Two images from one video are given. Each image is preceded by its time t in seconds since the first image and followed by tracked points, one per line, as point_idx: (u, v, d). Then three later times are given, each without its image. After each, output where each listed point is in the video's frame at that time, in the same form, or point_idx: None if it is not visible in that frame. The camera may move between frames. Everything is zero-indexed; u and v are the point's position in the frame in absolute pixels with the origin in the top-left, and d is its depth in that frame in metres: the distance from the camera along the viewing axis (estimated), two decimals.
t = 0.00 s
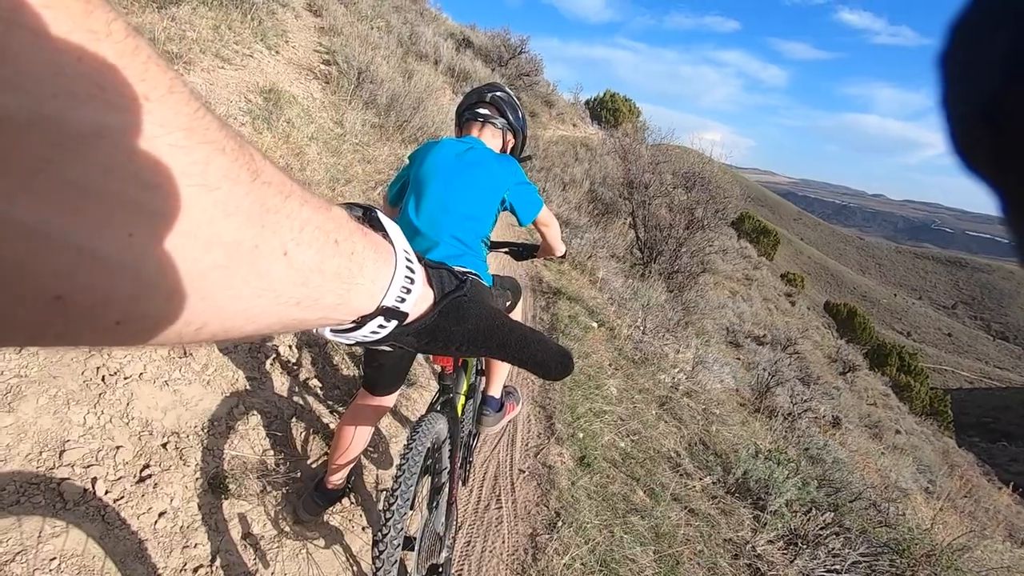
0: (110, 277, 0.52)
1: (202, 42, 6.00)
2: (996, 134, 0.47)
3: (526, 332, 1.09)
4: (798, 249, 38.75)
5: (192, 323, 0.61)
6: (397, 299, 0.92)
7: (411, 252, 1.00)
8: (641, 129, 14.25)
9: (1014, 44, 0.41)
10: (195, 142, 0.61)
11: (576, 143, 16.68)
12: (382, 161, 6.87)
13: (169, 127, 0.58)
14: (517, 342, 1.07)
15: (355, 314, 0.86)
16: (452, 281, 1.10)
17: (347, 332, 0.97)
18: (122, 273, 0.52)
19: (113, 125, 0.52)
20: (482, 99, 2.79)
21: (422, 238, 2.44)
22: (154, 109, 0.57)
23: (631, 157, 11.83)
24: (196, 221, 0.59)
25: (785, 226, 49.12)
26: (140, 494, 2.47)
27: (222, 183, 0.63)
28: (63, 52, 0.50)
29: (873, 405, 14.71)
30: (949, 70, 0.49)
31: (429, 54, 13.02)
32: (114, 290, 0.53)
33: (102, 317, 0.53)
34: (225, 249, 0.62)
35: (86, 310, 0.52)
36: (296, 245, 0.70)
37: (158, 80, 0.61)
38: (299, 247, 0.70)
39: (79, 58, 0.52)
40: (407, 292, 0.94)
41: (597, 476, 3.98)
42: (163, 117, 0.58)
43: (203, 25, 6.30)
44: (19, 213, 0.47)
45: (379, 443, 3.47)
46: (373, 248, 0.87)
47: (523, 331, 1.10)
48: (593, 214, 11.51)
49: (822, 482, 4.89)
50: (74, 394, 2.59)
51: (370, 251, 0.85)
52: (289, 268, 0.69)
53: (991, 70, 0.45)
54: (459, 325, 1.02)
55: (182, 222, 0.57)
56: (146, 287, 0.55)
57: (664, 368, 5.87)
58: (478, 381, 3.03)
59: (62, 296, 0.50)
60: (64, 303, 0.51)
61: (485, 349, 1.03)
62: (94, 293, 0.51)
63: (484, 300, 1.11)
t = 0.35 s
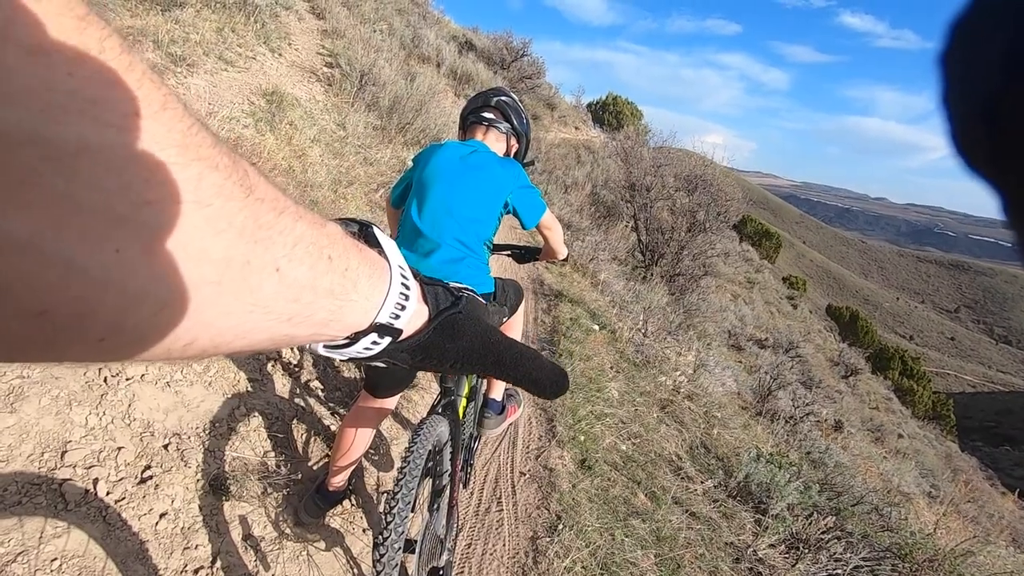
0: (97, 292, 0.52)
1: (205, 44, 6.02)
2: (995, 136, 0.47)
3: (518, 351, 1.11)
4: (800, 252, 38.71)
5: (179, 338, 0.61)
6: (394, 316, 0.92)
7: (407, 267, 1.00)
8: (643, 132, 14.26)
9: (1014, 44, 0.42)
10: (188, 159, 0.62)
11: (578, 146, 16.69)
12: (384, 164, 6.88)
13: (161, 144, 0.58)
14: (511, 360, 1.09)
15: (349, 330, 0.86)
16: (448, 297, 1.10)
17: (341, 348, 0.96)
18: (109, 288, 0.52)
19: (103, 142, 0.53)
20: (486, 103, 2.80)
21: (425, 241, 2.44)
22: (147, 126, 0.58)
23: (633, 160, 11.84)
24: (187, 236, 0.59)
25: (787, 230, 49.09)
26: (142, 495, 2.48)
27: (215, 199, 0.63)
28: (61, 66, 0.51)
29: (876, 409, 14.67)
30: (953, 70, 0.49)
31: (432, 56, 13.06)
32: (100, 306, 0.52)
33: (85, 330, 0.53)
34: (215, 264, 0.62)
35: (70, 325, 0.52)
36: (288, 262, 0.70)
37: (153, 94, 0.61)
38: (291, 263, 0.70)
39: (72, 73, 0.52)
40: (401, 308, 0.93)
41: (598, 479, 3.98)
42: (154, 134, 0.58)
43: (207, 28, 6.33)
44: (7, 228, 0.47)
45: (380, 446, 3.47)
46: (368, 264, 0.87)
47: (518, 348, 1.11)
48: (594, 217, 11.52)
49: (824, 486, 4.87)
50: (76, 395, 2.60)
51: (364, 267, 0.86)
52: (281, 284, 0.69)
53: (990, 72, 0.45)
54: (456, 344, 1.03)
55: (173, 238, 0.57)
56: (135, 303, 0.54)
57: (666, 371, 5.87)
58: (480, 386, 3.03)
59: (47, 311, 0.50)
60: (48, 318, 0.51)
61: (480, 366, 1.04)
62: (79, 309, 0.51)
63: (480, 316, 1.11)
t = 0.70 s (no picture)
0: (99, 280, 0.51)
1: (207, 47, 6.03)
2: (1003, 134, 0.47)
3: (521, 344, 1.10)
4: (801, 256, 38.73)
5: (182, 329, 0.60)
6: (394, 308, 0.92)
7: (407, 260, 1.00)
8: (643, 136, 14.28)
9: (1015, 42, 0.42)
10: (189, 149, 0.62)
11: (578, 149, 16.70)
12: (384, 167, 6.88)
13: (163, 134, 0.58)
14: (512, 354, 1.08)
15: (350, 322, 0.86)
16: (449, 290, 1.09)
17: (343, 339, 0.96)
18: (111, 278, 0.52)
19: (105, 131, 0.52)
20: (486, 106, 2.80)
21: (424, 243, 2.44)
22: (148, 115, 0.57)
23: (634, 164, 11.85)
24: (188, 227, 0.58)
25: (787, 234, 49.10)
26: (141, 498, 2.47)
27: (216, 189, 0.63)
28: (61, 57, 0.51)
29: (876, 413, 14.65)
30: (956, 71, 0.49)
31: (432, 60, 13.08)
32: (103, 295, 0.52)
33: (88, 321, 0.52)
34: (216, 255, 0.61)
35: (73, 315, 0.51)
36: (290, 253, 0.70)
37: (153, 85, 0.61)
38: (292, 255, 0.70)
39: (74, 64, 0.52)
40: (402, 300, 0.93)
41: (598, 483, 3.97)
42: (157, 123, 0.58)
43: (208, 31, 6.34)
44: (9, 217, 0.47)
45: (379, 449, 3.47)
46: (369, 256, 0.87)
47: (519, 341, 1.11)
48: (595, 220, 11.52)
49: (825, 490, 4.86)
50: (75, 397, 2.59)
51: (365, 259, 0.85)
52: (283, 275, 0.69)
53: (996, 69, 0.45)
54: (457, 336, 1.02)
55: (177, 229, 0.57)
56: (137, 293, 0.54)
57: (666, 374, 5.86)
58: (480, 387, 3.03)
59: (49, 302, 0.50)
60: (51, 308, 0.50)
61: (481, 358, 1.04)
62: (81, 299, 0.51)
63: (481, 309, 1.11)
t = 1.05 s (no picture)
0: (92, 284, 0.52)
1: (208, 50, 6.03)
2: (999, 135, 0.48)
3: (517, 348, 1.11)
4: (800, 259, 38.77)
5: (177, 333, 0.61)
6: (391, 312, 0.92)
7: (404, 263, 1.00)
8: (643, 139, 14.30)
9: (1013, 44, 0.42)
10: (184, 155, 0.62)
11: (578, 153, 16.73)
12: (384, 170, 6.89)
13: (158, 139, 0.59)
14: (508, 358, 1.08)
15: (346, 326, 0.86)
16: (445, 294, 1.10)
17: (339, 344, 0.96)
18: (105, 283, 0.53)
19: (99, 136, 0.53)
20: (484, 109, 2.81)
21: (425, 247, 2.45)
22: (142, 121, 0.58)
23: (633, 167, 11.87)
24: (183, 232, 0.59)
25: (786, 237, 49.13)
26: (141, 501, 2.47)
27: (211, 194, 0.63)
28: (56, 63, 0.52)
29: (876, 417, 14.63)
30: (956, 72, 0.49)
31: (433, 63, 13.10)
32: (96, 299, 0.53)
33: (79, 324, 0.53)
34: (210, 260, 0.62)
35: (66, 319, 0.52)
36: (285, 257, 0.70)
37: (148, 91, 0.62)
38: (287, 260, 0.70)
39: (68, 68, 0.53)
40: (398, 304, 0.94)
41: (598, 486, 3.97)
42: (152, 128, 0.59)
43: (209, 35, 6.35)
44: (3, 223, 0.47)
45: (380, 452, 3.47)
46: (365, 261, 0.87)
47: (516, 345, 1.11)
48: (595, 224, 11.53)
49: (825, 494, 4.86)
50: (76, 400, 2.60)
51: (361, 264, 0.86)
52: (277, 280, 0.69)
53: (992, 69, 0.46)
54: (453, 341, 1.03)
55: (172, 234, 0.58)
56: (130, 298, 0.55)
57: (665, 378, 5.86)
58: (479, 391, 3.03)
59: (44, 306, 0.51)
60: (45, 312, 0.51)
61: (478, 362, 1.04)
62: (76, 303, 0.51)
63: (478, 314, 1.11)
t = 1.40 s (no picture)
0: (94, 279, 0.52)
1: (208, 53, 6.04)
2: (1000, 133, 0.49)
3: (520, 342, 1.11)
4: (798, 262, 38.82)
5: (179, 329, 0.61)
6: (394, 308, 0.92)
7: (407, 260, 1.00)
8: (642, 143, 14.33)
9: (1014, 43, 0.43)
10: (186, 151, 0.63)
11: (577, 156, 16.74)
12: (383, 173, 6.89)
13: (159, 135, 0.59)
14: (511, 353, 1.09)
15: (348, 322, 0.86)
16: (448, 289, 1.10)
17: (342, 340, 0.97)
18: (106, 279, 0.53)
19: (98, 132, 0.53)
20: (484, 113, 2.83)
21: (425, 249, 2.45)
22: (143, 116, 0.58)
23: (631, 171, 11.90)
24: (184, 229, 0.59)
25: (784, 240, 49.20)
26: (140, 503, 2.47)
27: (213, 191, 0.64)
28: (56, 58, 0.52)
29: (874, 420, 14.63)
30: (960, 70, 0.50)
31: (432, 66, 13.12)
32: (98, 294, 0.53)
33: (80, 320, 0.53)
34: (212, 256, 0.62)
35: (69, 314, 0.52)
36: (288, 253, 0.70)
37: (149, 86, 0.62)
38: (290, 256, 0.70)
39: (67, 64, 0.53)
40: (401, 300, 0.94)
41: (596, 489, 3.97)
42: (153, 124, 0.59)
43: (209, 37, 6.36)
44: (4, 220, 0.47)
45: (378, 454, 3.47)
46: (367, 257, 0.87)
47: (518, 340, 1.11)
48: (593, 227, 11.54)
49: (823, 497, 4.86)
50: (75, 402, 2.59)
51: (364, 260, 0.86)
52: (280, 276, 0.69)
53: (994, 69, 0.47)
54: (456, 336, 1.03)
55: (174, 231, 0.58)
56: (132, 295, 0.55)
57: (664, 381, 5.87)
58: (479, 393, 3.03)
59: (45, 303, 0.51)
60: (47, 310, 0.51)
61: (480, 358, 1.05)
62: (77, 299, 0.52)
63: (481, 309, 1.11)
